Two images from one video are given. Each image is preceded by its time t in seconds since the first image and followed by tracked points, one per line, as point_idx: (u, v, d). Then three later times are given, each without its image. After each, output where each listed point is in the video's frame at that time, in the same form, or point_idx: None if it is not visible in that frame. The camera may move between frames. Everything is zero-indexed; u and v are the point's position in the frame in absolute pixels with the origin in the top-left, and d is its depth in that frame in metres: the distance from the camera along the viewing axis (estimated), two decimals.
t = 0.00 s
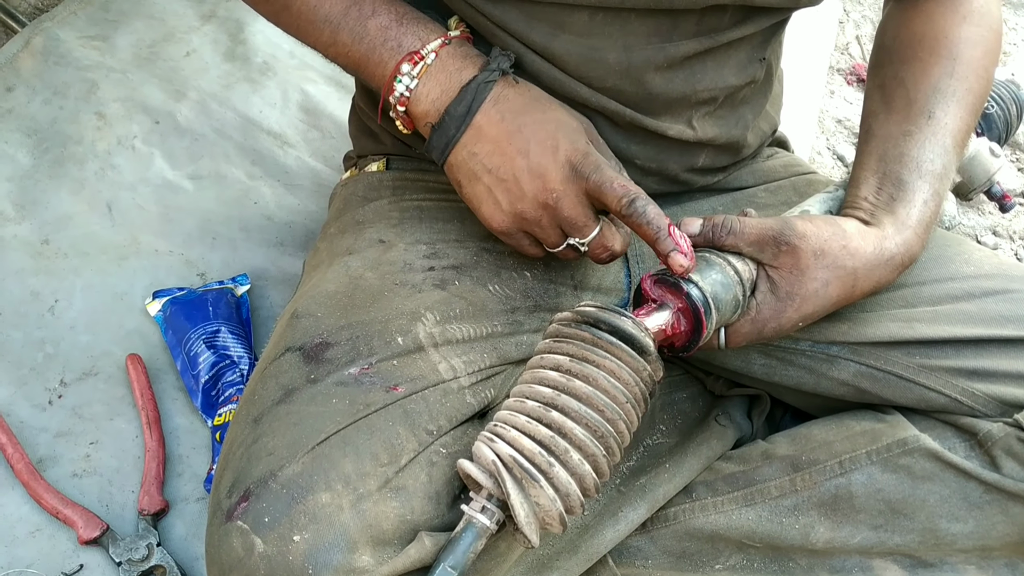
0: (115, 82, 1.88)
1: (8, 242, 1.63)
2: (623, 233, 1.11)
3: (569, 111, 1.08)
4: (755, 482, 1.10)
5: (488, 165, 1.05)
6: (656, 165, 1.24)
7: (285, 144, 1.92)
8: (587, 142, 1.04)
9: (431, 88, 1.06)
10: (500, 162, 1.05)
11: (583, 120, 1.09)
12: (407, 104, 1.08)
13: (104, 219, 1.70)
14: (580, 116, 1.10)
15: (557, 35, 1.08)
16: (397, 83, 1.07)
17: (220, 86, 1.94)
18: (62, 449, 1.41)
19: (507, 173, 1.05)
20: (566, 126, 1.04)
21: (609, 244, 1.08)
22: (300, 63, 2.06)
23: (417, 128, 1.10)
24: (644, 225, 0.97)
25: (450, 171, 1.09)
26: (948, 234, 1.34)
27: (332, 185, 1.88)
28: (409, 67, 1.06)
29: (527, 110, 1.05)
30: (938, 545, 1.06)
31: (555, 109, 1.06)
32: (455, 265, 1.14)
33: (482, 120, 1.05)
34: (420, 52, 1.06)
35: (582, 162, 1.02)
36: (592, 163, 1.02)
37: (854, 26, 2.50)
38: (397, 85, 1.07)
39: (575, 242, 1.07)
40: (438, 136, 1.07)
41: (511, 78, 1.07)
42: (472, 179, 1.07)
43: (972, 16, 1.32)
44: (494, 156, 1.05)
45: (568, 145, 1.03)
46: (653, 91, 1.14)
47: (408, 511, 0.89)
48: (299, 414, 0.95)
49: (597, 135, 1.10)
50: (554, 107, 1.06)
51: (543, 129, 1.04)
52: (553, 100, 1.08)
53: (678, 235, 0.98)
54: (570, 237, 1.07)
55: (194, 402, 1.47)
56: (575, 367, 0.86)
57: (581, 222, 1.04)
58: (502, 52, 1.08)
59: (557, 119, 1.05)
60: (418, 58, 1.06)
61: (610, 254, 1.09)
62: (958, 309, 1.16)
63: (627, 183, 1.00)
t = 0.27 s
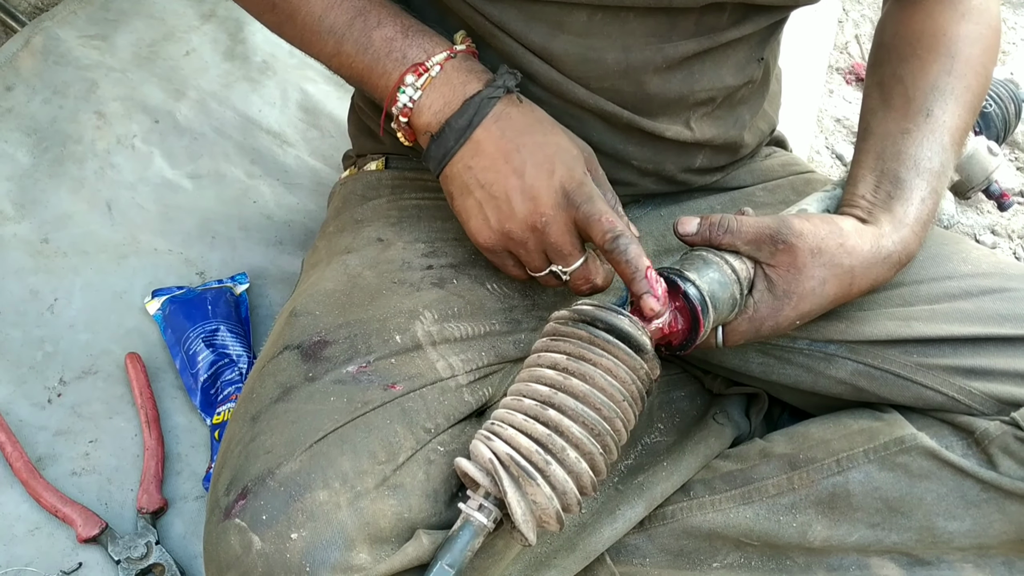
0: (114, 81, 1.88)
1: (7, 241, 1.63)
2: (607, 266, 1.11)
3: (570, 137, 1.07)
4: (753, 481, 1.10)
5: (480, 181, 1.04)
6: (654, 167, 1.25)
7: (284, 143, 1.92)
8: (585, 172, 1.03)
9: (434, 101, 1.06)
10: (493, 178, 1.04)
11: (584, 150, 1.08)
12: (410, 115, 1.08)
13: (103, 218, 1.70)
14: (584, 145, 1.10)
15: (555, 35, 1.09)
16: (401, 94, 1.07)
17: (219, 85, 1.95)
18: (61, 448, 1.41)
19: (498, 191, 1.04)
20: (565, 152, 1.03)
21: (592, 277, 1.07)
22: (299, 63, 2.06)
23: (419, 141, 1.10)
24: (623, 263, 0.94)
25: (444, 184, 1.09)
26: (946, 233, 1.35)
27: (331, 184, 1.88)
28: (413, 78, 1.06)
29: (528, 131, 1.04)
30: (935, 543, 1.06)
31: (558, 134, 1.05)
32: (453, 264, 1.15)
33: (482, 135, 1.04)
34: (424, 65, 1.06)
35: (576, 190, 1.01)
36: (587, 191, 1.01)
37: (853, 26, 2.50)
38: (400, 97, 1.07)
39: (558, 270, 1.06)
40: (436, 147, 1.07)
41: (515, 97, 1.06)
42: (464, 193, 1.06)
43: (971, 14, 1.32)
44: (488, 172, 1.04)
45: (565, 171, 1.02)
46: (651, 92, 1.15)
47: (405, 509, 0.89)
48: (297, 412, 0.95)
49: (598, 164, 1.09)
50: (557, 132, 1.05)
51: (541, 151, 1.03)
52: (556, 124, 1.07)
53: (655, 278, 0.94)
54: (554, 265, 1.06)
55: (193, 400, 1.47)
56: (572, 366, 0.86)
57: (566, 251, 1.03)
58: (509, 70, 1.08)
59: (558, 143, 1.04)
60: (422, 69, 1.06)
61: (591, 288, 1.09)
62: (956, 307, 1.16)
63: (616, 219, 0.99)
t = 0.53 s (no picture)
0: (115, 80, 1.88)
1: (8, 241, 1.63)
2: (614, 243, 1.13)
3: (566, 117, 1.06)
4: (755, 481, 1.10)
5: (483, 172, 1.05)
6: (656, 161, 1.24)
7: (286, 142, 1.91)
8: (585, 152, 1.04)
9: (428, 90, 1.05)
10: (495, 169, 1.04)
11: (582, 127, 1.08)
12: (405, 106, 1.07)
13: (104, 218, 1.70)
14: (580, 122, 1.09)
15: (555, 34, 1.08)
16: (395, 85, 1.06)
17: (220, 84, 1.94)
18: (62, 447, 1.41)
19: (502, 181, 1.04)
20: (565, 135, 1.03)
21: (601, 255, 1.10)
22: (301, 61, 2.06)
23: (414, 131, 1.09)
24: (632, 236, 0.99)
25: (445, 174, 1.09)
26: (948, 233, 1.35)
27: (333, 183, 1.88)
28: (407, 68, 1.05)
29: (525, 118, 1.04)
30: (938, 543, 1.06)
31: (554, 116, 1.05)
32: (455, 263, 1.14)
33: (480, 125, 1.04)
34: (417, 54, 1.05)
35: (579, 174, 1.02)
36: (588, 175, 1.02)
37: (855, 25, 2.49)
38: (395, 87, 1.06)
39: (567, 251, 1.08)
40: (435, 140, 1.06)
41: (510, 83, 1.06)
42: (467, 184, 1.07)
43: (973, 13, 1.32)
44: (490, 163, 1.04)
45: (566, 155, 1.02)
46: (651, 90, 1.15)
47: (408, 509, 0.89)
48: (299, 411, 0.95)
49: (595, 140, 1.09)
50: (554, 115, 1.05)
51: (541, 137, 1.03)
52: (551, 106, 1.07)
53: (670, 249, 0.97)
54: (562, 247, 1.08)
55: (195, 400, 1.48)
56: (574, 366, 0.86)
57: (574, 233, 1.05)
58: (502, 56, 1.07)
59: (556, 127, 1.03)
60: (416, 59, 1.05)
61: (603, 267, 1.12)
62: (959, 307, 1.16)
63: (622, 196, 1.02)
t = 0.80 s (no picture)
0: (117, 80, 1.88)
1: (10, 240, 1.63)
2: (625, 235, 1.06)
3: (561, 107, 1.04)
4: (756, 479, 1.10)
5: (478, 167, 1.04)
6: (657, 158, 1.24)
7: (287, 142, 1.92)
8: (579, 138, 1.01)
9: (424, 95, 1.05)
10: (490, 166, 1.03)
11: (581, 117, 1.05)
12: (402, 112, 1.07)
13: (106, 217, 1.70)
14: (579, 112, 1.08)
15: (557, 34, 1.09)
16: (392, 91, 1.06)
17: (221, 84, 1.95)
18: (65, 446, 1.42)
19: (496, 176, 1.03)
20: (556, 124, 1.01)
21: (605, 243, 1.02)
22: (302, 61, 2.06)
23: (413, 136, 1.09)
24: (631, 218, 0.94)
25: (445, 177, 1.09)
26: (948, 232, 1.35)
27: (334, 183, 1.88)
28: (403, 74, 1.05)
29: (517, 110, 1.02)
30: (938, 541, 1.06)
31: (546, 106, 1.03)
32: (456, 262, 1.15)
33: (473, 125, 1.03)
34: (414, 60, 1.05)
35: (570, 160, 0.99)
36: (581, 159, 0.99)
37: (855, 24, 2.49)
38: (393, 93, 1.06)
39: (569, 242, 1.04)
40: (432, 144, 1.06)
41: (502, 83, 1.04)
42: (465, 182, 1.06)
43: (970, 10, 1.32)
44: (485, 160, 1.03)
45: (556, 143, 1.00)
46: (652, 88, 1.15)
47: (410, 507, 0.89)
48: (302, 410, 0.95)
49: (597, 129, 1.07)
50: (545, 106, 1.03)
51: (532, 128, 1.01)
52: (545, 98, 1.05)
53: (670, 227, 0.95)
54: (564, 238, 1.04)
55: (197, 399, 1.48)
56: (574, 365, 0.87)
57: (573, 221, 1.01)
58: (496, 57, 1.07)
59: (546, 117, 1.02)
60: (413, 65, 1.05)
61: (609, 258, 1.04)
62: (959, 306, 1.16)
63: (616, 178, 0.97)
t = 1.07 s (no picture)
0: (115, 80, 1.88)
1: (8, 239, 1.63)
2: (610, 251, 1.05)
3: (549, 119, 1.05)
4: (751, 478, 1.11)
5: (461, 176, 1.04)
6: (652, 157, 1.24)
7: (285, 141, 1.92)
8: (563, 148, 1.01)
9: (407, 101, 1.06)
10: (473, 174, 1.04)
11: (569, 128, 1.05)
12: (386, 116, 1.08)
13: (104, 216, 1.70)
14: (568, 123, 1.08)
15: (551, 33, 1.09)
16: (376, 95, 1.07)
17: (220, 84, 1.95)
18: (62, 445, 1.42)
19: (479, 185, 1.03)
20: (540, 133, 1.02)
21: (586, 257, 1.02)
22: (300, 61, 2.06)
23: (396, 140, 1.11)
24: (615, 233, 0.93)
25: (430, 185, 1.09)
26: (945, 230, 1.35)
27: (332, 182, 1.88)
28: (388, 79, 1.06)
29: (501, 120, 1.03)
30: (933, 540, 1.06)
31: (531, 116, 1.03)
32: (452, 261, 1.15)
33: (457, 132, 1.04)
34: (398, 65, 1.06)
35: (552, 170, 0.99)
36: (564, 168, 0.98)
37: (854, 24, 2.49)
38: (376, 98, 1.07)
39: (551, 254, 1.03)
40: (416, 150, 1.07)
41: (489, 90, 1.05)
42: (448, 191, 1.06)
43: (965, 6, 1.32)
44: (468, 168, 1.04)
45: (540, 153, 1.00)
46: (646, 87, 1.15)
47: (405, 506, 0.90)
48: (297, 409, 0.96)
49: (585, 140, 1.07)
50: (531, 116, 1.03)
51: (516, 137, 1.02)
52: (532, 108, 1.05)
53: (652, 243, 0.93)
54: (546, 249, 1.03)
55: (194, 398, 1.48)
56: (568, 364, 0.87)
57: (553, 233, 1.00)
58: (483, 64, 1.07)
59: (531, 127, 1.02)
60: (397, 70, 1.06)
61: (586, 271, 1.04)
62: (955, 304, 1.17)
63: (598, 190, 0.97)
